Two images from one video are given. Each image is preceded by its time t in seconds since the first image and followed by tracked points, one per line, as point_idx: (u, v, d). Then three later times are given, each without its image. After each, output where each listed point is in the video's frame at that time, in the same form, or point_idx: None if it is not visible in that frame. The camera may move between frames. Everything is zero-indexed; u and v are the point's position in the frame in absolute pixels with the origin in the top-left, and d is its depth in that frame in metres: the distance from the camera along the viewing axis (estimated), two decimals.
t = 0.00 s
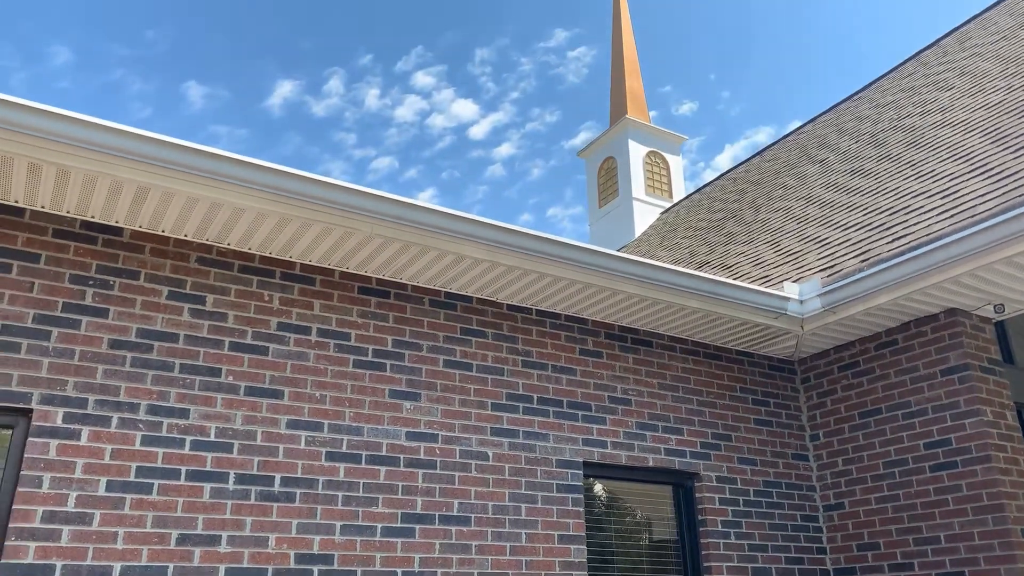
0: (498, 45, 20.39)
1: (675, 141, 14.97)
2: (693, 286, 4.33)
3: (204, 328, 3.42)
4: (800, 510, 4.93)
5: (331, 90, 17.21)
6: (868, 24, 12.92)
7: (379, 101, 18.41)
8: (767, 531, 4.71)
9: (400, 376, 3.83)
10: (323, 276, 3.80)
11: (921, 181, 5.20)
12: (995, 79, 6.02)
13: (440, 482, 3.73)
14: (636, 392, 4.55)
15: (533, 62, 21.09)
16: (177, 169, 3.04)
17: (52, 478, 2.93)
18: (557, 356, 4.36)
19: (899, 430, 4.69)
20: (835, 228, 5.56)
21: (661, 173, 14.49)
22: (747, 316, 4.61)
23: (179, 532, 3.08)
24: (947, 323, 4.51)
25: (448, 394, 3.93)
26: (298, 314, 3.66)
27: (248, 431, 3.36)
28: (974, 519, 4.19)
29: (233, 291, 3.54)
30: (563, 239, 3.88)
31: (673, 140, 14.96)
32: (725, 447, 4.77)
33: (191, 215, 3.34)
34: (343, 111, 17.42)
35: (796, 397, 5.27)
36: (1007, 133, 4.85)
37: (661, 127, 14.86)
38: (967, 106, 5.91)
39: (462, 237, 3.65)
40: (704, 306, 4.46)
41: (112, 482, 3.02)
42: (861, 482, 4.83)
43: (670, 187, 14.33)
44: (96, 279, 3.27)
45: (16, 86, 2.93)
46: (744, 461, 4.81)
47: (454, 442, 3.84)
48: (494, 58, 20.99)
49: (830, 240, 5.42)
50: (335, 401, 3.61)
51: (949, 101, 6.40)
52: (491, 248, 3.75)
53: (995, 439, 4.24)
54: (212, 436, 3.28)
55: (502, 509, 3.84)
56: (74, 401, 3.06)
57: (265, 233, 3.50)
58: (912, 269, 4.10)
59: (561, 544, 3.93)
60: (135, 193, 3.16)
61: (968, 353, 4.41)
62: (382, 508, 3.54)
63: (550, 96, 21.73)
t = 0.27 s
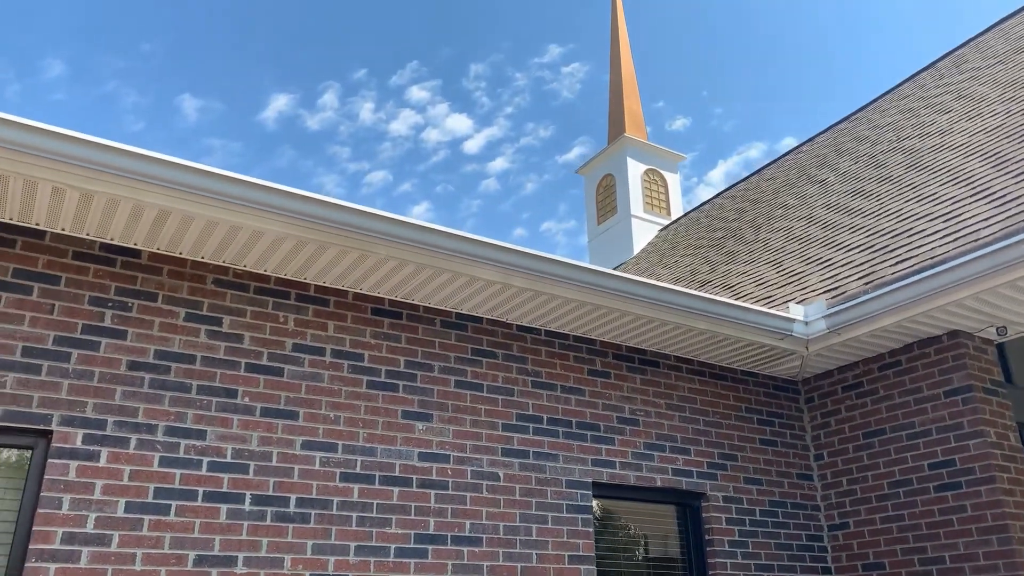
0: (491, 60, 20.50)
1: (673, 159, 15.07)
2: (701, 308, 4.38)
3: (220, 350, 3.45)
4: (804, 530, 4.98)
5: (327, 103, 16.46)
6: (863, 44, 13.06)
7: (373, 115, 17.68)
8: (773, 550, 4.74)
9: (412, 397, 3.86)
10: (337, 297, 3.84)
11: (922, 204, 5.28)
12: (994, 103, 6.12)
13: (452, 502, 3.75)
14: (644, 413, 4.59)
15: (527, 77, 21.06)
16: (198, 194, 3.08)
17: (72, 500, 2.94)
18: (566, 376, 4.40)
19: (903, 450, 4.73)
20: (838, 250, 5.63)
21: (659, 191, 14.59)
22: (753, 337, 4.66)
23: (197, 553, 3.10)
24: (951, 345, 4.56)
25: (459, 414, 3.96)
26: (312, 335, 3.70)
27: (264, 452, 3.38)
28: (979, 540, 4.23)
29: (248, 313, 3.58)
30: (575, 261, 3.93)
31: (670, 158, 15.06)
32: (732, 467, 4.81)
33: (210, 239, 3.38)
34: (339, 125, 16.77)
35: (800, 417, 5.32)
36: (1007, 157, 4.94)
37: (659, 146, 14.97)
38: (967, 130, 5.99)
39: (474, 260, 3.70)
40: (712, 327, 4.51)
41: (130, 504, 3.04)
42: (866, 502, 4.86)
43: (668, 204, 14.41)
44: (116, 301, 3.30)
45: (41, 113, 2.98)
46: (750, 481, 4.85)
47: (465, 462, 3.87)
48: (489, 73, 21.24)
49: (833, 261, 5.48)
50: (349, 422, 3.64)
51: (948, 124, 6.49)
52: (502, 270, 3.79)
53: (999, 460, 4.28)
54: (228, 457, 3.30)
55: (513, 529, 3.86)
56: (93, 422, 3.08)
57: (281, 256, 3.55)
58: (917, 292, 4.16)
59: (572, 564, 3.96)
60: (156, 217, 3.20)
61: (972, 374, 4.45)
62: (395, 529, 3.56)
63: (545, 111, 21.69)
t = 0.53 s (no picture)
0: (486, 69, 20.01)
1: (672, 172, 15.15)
2: (709, 325, 4.42)
3: (236, 366, 3.48)
4: (810, 545, 5.01)
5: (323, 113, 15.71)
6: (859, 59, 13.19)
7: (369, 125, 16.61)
8: (780, 565, 4.78)
9: (424, 413, 3.89)
10: (350, 314, 3.87)
11: (925, 221, 5.34)
12: (994, 122, 6.19)
13: (463, 519, 3.77)
14: (652, 429, 4.62)
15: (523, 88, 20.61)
16: (219, 213, 3.11)
17: (90, 517, 2.96)
18: (575, 392, 4.43)
19: (908, 466, 4.76)
20: (841, 266, 5.68)
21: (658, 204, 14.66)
22: (759, 354, 4.70)
23: (213, 570, 3.11)
24: (955, 362, 4.60)
25: (470, 430, 3.99)
26: (326, 351, 3.72)
27: (279, 468, 3.40)
28: (984, 556, 4.26)
29: (263, 329, 3.61)
30: (585, 279, 3.97)
31: (669, 172, 15.14)
32: (738, 482, 4.84)
33: (226, 256, 3.41)
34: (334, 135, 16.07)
35: (804, 432, 5.35)
36: (1009, 177, 5.00)
37: (658, 159, 15.05)
38: (967, 148, 6.06)
39: (487, 277, 3.73)
40: (719, 344, 4.55)
41: (148, 521, 3.06)
42: (871, 517, 4.90)
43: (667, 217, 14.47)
44: (133, 318, 3.32)
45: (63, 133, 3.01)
46: (756, 496, 4.88)
47: (476, 479, 3.90)
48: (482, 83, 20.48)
49: (836, 278, 5.53)
50: (362, 438, 3.66)
51: (948, 142, 6.56)
52: (515, 287, 3.83)
53: (1003, 477, 4.32)
54: (244, 473, 3.32)
55: (524, 545, 3.89)
56: (112, 439, 3.10)
57: (296, 273, 3.58)
58: (923, 310, 4.20)
59: None
60: (174, 235, 3.23)
61: (976, 391, 4.49)
62: (408, 545, 3.58)
63: (540, 123, 21.69)
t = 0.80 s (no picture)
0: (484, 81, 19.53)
1: (672, 183, 15.21)
2: (721, 338, 4.45)
3: (256, 380, 3.49)
4: (819, 557, 5.04)
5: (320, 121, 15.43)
6: (855, 73, 13.28)
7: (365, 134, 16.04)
8: None
9: (440, 426, 3.91)
10: (368, 327, 3.90)
11: (933, 236, 5.39)
12: (999, 137, 6.25)
13: (480, 532, 3.79)
14: (664, 442, 4.64)
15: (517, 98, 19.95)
16: (242, 228, 3.14)
17: (113, 531, 2.97)
18: (588, 406, 4.45)
19: (917, 479, 4.78)
20: (849, 280, 5.73)
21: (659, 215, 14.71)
22: (770, 366, 4.74)
23: None
24: (965, 376, 4.63)
25: (486, 444, 4.00)
26: (344, 365, 3.74)
27: (298, 482, 3.41)
28: (995, 569, 4.28)
29: (283, 343, 3.63)
30: (600, 294, 4.00)
31: (669, 183, 15.21)
32: (749, 495, 4.87)
33: (247, 271, 3.43)
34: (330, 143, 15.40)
35: (813, 445, 5.38)
36: (1016, 192, 5.05)
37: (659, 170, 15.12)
38: (972, 163, 6.13)
39: (503, 291, 3.76)
40: (731, 357, 4.58)
41: (170, 534, 3.07)
42: (881, 530, 4.92)
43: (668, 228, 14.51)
44: (155, 331, 3.34)
45: (87, 149, 3.03)
46: (767, 509, 4.91)
47: (492, 492, 3.91)
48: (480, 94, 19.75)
49: (844, 292, 5.58)
50: (381, 452, 3.68)
51: (952, 156, 6.62)
52: (531, 301, 3.86)
53: (1013, 490, 4.34)
54: (265, 487, 3.33)
55: (539, 559, 3.90)
56: (134, 453, 3.12)
57: (316, 287, 3.60)
58: (933, 324, 4.23)
59: None
60: (198, 250, 3.26)
61: (986, 405, 4.52)
62: (425, 558, 3.59)
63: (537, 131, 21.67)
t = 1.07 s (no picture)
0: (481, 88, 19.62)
1: (675, 192, 15.24)
2: (735, 350, 4.47)
3: (276, 394, 3.51)
4: (830, 569, 5.06)
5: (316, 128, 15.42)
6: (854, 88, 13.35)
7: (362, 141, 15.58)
8: None
9: (457, 439, 3.92)
10: (385, 340, 3.91)
11: (942, 249, 5.42)
12: (1005, 149, 6.29)
13: (497, 545, 3.79)
14: (677, 454, 4.66)
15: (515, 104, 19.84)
16: (266, 242, 3.16)
17: (136, 545, 2.98)
18: (602, 418, 4.46)
19: (928, 491, 4.80)
20: (859, 292, 5.76)
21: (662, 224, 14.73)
22: (782, 379, 4.76)
23: None
24: (976, 388, 4.64)
25: (502, 456, 4.01)
26: (362, 378, 3.76)
27: (318, 495, 3.42)
28: None
29: (301, 356, 3.64)
30: (615, 306, 4.02)
31: (672, 192, 15.25)
32: (761, 507, 4.88)
33: (268, 284, 3.45)
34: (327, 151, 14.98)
35: (824, 456, 5.40)
36: None
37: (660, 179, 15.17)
38: (979, 175, 6.16)
39: (520, 304, 3.78)
40: (745, 369, 4.60)
41: (192, 548, 3.08)
42: (892, 542, 4.94)
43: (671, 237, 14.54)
44: (176, 345, 3.35)
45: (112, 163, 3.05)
46: (778, 521, 4.93)
47: (509, 505, 3.92)
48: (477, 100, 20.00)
49: (854, 304, 5.61)
50: (399, 465, 3.69)
51: (959, 168, 6.66)
52: (547, 314, 3.88)
53: None
54: (285, 501, 3.34)
55: (556, 571, 3.90)
56: (155, 466, 3.12)
57: (335, 301, 3.62)
58: (946, 337, 4.25)
59: None
60: (220, 264, 3.27)
61: (997, 417, 4.53)
62: (444, 571, 3.60)
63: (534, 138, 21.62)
